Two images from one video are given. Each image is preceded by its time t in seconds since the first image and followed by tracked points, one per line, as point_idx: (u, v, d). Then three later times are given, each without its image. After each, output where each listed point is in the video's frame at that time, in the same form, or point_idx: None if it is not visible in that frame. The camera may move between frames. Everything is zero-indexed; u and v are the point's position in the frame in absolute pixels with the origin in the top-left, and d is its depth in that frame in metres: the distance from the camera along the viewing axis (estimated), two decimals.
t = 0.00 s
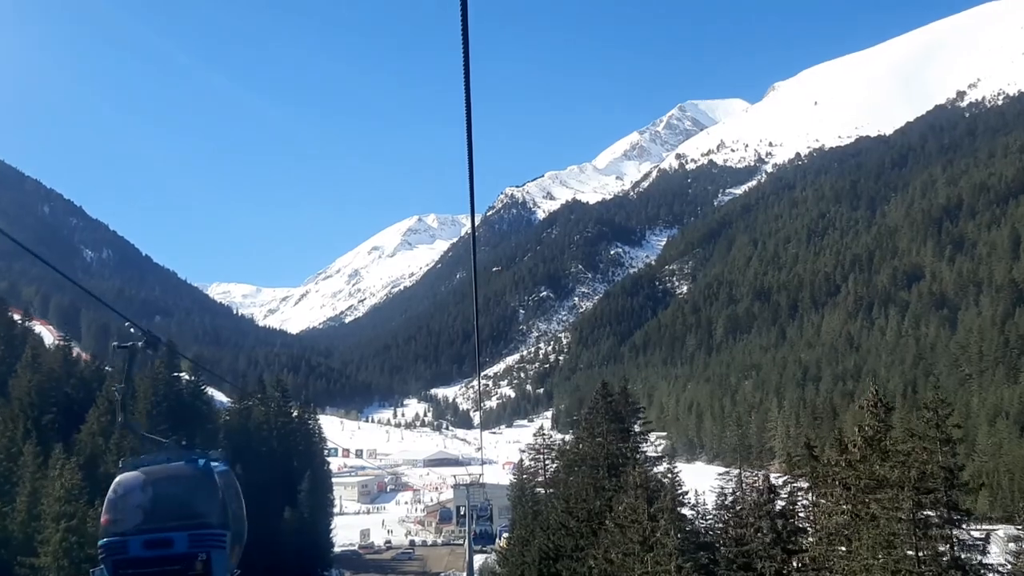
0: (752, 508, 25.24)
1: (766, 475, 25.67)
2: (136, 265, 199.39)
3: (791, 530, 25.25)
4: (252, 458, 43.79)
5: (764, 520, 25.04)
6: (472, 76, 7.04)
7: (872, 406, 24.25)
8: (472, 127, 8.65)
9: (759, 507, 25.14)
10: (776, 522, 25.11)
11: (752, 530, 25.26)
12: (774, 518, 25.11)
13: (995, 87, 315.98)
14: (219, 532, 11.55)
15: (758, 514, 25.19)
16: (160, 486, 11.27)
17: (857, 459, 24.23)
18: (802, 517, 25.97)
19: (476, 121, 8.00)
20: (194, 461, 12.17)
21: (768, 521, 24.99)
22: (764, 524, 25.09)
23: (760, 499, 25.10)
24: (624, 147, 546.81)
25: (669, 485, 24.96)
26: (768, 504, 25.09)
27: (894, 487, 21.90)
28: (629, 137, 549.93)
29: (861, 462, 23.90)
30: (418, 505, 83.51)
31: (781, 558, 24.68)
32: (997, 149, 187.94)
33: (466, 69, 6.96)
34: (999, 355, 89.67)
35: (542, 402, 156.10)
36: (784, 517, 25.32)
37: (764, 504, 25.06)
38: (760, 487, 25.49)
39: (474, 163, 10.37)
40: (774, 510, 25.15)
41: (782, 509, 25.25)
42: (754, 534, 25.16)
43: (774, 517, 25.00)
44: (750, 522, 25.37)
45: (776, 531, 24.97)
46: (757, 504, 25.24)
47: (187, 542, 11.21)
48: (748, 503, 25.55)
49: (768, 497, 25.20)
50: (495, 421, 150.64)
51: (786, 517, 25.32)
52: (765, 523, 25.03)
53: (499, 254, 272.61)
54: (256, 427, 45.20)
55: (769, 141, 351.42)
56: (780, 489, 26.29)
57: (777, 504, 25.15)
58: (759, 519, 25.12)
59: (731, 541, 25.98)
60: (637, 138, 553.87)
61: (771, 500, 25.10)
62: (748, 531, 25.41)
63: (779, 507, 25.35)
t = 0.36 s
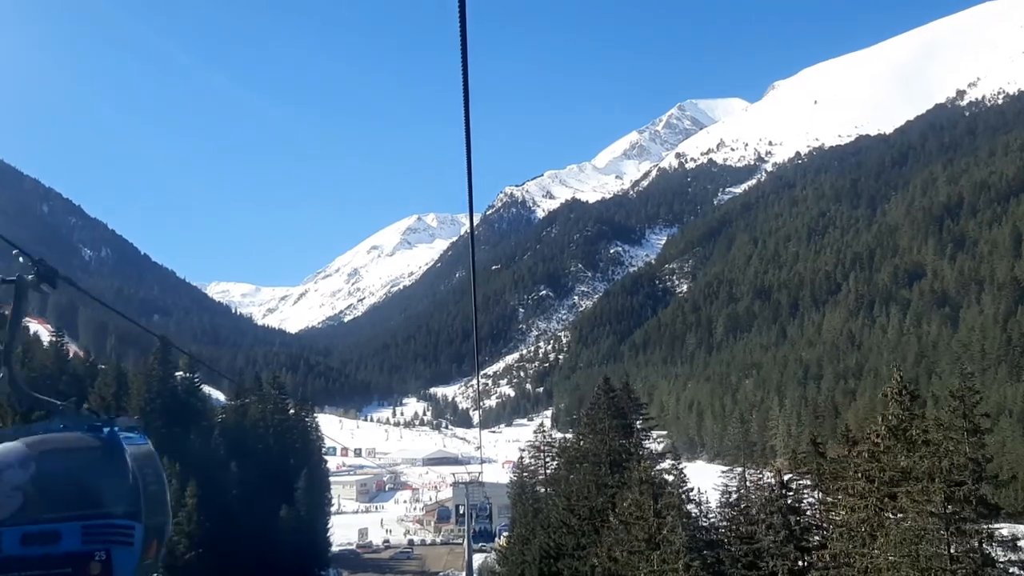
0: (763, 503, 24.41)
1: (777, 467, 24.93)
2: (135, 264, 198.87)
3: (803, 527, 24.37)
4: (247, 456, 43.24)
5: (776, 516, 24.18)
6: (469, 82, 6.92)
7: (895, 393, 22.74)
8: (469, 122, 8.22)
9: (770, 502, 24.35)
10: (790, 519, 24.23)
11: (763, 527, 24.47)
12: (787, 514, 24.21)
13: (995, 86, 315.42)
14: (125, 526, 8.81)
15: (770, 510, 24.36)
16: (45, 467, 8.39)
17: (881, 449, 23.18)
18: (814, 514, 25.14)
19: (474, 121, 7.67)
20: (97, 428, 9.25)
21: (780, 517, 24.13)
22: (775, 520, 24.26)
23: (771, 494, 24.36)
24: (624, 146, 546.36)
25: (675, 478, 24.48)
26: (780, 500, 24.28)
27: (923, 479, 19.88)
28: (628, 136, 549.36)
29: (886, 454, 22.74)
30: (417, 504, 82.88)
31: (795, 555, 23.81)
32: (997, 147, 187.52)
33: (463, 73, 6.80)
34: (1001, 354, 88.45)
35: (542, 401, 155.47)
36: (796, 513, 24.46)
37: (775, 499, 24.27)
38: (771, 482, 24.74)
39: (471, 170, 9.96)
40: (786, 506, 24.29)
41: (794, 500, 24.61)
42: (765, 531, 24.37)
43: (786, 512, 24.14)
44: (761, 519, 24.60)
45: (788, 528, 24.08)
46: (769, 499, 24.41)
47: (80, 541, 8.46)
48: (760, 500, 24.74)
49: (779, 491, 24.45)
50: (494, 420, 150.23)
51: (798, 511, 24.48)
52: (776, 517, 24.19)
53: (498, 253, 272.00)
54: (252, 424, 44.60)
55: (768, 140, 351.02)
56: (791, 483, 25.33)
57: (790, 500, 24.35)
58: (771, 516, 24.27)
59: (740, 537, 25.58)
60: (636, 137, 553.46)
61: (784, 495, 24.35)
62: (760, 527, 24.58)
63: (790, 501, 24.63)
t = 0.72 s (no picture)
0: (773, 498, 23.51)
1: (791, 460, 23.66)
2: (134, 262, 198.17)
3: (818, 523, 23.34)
4: (244, 452, 42.92)
5: (789, 510, 23.11)
6: (465, 64, 7.66)
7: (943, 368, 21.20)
8: (466, 120, 9.05)
9: (782, 496, 23.40)
10: (802, 514, 23.10)
11: (775, 521, 23.38)
12: (800, 508, 23.15)
13: (996, 84, 314.60)
14: None
15: (783, 505, 23.35)
16: None
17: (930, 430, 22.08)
18: (824, 509, 24.36)
19: (467, 117, 8.71)
20: None
21: (793, 512, 23.02)
22: (789, 515, 23.15)
23: (785, 488, 23.35)
24: (624, 145, 545.77)
25: (682, 468, 23.62)
26: (793, 493, 23.21)
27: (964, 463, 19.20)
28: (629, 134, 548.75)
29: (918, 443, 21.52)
30: (416, 503, 82.45)
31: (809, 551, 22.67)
32: (998, 145, 187.18)
33: (459, 55, 7.57)
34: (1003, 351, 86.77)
35: (542, 399, 154.94)
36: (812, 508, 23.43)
37: (790, 494, 23.27)
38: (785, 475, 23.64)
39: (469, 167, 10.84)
40: (801, 500, 23.23)
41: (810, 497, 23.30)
42: (776, 527, 23.33)
43: (799, 506, 23.06)
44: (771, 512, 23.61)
45: (800, 522, 22.97)
46: (780, 494, 23.49)
47: None
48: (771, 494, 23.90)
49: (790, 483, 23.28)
50: (494, 419, 149.81)
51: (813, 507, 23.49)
52: (789, 513, 23.09)
53: (498, 251, 271.49)
54: (248, 420, 44.49)
55: (769, 139, 350.52)
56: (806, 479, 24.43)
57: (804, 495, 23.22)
58: (782, 511, 23.21)
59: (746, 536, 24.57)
60: (636, 135, 552.89)
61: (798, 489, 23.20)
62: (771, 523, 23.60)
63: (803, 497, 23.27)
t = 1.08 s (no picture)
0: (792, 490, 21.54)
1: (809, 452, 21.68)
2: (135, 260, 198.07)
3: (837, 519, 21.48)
4: (241, 448, 42.54)
5: (807, 504, 21.21)
6: (464, 73, 7.09)
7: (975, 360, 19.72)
8: (465, 128, 8.56)
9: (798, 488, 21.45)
10: (818, 509, 21.21)
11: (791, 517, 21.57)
12: (817, 503, 21.27)
13: (996, 83, 313.67)
14: None
15: (799, 499, 21.55)
16: None
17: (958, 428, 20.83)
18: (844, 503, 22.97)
19: (468, 130, 8.36)
20: None
21: (810, 506, 21.13)
22: (806, 509, 21.29)
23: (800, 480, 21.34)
24: (624, 144, 545.28)
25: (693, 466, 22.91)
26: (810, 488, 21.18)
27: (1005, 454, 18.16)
28: (628, 134, 548.23)
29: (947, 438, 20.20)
30: (416, 501, 82.10)
31: (826, 547, 20.81)
32: (999, 144, 186.70)
33: (461, 64, 7.01)
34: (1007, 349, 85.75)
35: (542, 398, 154.58)
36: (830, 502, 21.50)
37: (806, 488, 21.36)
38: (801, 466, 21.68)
39: (470, 184, 10.58)
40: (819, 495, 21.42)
41: (827, 491, 21.35)
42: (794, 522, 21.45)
43: (817, 500, 21.15)
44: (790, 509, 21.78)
45: (818, 518, 21.06)
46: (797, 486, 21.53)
47: None
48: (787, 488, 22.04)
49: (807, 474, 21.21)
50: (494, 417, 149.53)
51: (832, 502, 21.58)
52: (806, 507, 21.21)
53: (498, 250, 271.16)
54: (245, 416, 43.92)
55: (769, 138, 350.03)
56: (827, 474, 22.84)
57: (824, 488, 21.21)
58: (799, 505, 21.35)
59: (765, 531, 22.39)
60: (636, 135, 552.47)
61: (816, 483, 21.06)
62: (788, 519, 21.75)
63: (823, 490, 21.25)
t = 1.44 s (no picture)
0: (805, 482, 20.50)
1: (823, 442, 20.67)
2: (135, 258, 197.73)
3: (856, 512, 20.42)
4: (236, 443, 41.99)
5: (821, 496, 20.16)
6: (464, 71, 7.00)
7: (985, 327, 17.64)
8: (464, 136, 8.50)
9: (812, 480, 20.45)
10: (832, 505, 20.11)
11: (806, 510, 20.49)
12: (834, 495, 20.22)
13: (997, 83, 313.07)
14: None
15: (813, 492, 20.47)
16: None
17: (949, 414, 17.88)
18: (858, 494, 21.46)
19: (469, 145, 8.47)
20: None
21: (827, 500, 20.08)
22: (821, 503, 20.23)
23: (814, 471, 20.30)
24: (624, 143, 544.72)
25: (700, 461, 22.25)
26: (824, 479, 20.26)
27: None
28: (629, 132, 547.81)
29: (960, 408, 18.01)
30: (415, 498, 81.82)
31: (845, 541, 19.73)
32: (1000, 143, 186.24)
33: (461, 61, 6.91)
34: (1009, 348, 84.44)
35: (542, 396, 154.19)
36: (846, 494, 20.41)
37: (821, 480, 20.27)
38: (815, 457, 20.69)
39: (468, 194, 10.62)
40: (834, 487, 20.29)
41: (841, 482, 20.25)
42: (809, 516, 20.37)
43: (832, 493, 20.05)
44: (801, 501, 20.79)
45: (833, 510, 20.04)
46: (812, 478, 20.53)
47: None
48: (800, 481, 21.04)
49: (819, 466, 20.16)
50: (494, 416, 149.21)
51: (849, 493, 20.53)
52: (821, 499, 20.14)
53: (498, 248, 270.78)
54: (242, 412, 43.35)
55: (770, 137, 349.42)
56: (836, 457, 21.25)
57: (838, 480, 20.21)
58: (813, 498, 20.31)
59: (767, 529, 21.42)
60: (637, 133, 552.05)
61: (832, 474, 20.19)
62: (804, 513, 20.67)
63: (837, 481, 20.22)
